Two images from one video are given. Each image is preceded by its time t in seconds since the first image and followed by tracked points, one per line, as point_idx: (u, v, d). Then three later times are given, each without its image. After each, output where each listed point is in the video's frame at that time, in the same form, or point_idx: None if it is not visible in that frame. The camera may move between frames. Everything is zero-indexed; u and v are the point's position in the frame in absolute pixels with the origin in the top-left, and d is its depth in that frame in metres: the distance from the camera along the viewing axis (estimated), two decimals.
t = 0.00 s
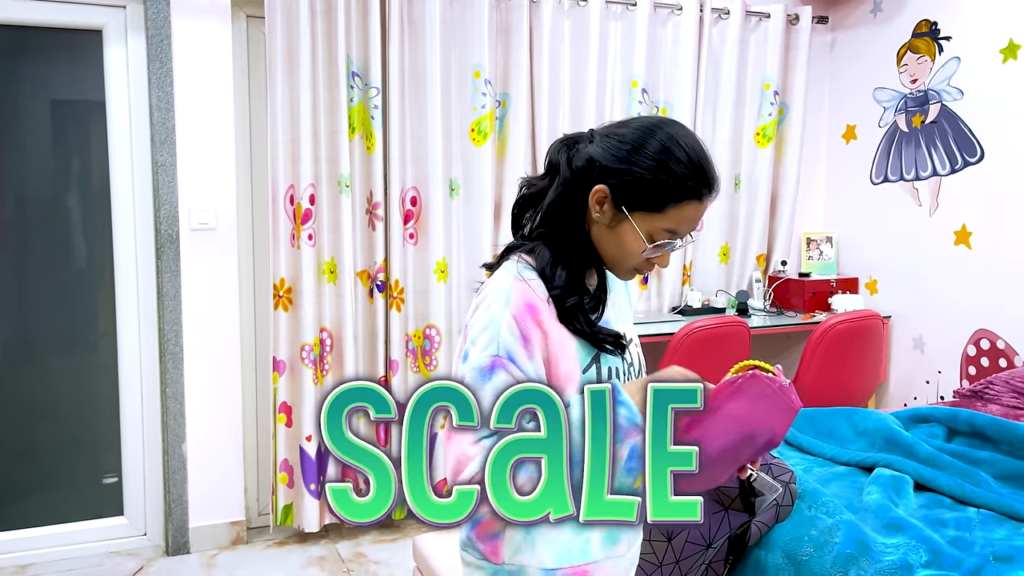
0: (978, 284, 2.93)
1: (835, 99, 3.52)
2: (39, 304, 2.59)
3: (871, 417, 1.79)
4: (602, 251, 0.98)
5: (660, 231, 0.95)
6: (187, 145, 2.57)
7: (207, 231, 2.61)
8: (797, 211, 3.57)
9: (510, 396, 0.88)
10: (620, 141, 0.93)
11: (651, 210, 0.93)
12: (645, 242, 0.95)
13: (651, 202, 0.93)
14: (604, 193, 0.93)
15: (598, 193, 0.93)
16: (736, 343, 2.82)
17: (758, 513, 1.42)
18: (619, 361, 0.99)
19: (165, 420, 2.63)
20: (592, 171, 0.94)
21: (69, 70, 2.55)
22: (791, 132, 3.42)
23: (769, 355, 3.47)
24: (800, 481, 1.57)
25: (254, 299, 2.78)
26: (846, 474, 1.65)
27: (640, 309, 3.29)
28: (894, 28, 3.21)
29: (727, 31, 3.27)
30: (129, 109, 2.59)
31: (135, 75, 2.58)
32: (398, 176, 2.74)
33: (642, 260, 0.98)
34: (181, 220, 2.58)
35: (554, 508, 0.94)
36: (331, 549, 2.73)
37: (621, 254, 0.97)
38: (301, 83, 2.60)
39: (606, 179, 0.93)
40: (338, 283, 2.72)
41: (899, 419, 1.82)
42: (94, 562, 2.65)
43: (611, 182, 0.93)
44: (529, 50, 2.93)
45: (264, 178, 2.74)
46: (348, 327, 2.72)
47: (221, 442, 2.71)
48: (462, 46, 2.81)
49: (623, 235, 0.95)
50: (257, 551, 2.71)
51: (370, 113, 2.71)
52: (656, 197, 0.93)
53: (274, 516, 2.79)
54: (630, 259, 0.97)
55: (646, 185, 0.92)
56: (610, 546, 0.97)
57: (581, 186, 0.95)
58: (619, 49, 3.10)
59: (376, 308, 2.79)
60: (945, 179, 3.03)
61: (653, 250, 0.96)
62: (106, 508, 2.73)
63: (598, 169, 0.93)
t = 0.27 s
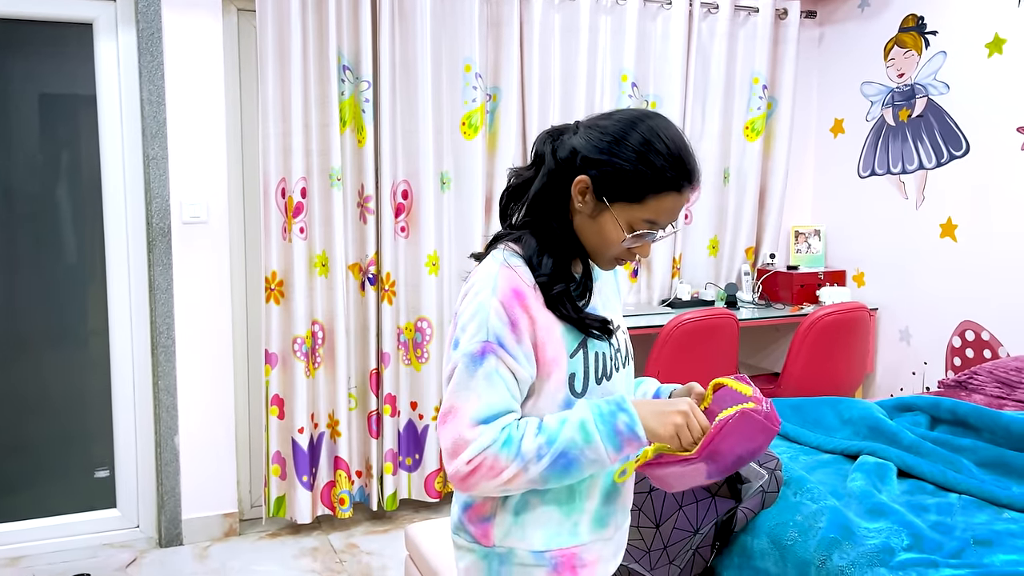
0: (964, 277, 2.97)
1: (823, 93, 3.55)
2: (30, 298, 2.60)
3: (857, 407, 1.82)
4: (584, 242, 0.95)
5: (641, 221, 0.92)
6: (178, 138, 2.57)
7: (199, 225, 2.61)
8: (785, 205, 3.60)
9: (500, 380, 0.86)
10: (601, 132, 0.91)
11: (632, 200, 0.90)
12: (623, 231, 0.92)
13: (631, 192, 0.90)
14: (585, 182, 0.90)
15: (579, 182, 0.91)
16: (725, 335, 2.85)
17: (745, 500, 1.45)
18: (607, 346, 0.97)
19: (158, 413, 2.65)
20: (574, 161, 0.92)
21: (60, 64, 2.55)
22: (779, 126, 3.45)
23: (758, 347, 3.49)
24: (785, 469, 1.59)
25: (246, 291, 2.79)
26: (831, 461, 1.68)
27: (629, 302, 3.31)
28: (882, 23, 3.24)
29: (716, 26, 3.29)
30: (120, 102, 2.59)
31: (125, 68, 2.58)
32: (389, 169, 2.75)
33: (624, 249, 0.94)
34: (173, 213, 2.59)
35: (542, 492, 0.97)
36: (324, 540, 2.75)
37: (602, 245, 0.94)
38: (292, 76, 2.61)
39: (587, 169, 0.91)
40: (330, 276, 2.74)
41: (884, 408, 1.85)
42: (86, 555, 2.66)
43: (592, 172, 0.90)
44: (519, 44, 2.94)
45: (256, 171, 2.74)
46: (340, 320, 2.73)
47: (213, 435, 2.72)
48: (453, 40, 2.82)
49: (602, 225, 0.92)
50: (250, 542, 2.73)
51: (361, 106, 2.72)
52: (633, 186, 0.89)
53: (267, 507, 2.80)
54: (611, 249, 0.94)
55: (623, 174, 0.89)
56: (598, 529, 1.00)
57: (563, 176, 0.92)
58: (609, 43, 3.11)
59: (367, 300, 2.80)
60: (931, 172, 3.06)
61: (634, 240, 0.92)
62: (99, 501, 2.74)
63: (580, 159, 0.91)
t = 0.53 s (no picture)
0: (945, 265, 3.01)
1: (809, 83, 3.58)
2: (17, 287, 2.60)
3: (838, 392, 1.85)
4: (562, 225, 0.96)
5: (615, 204, 0.93)
6: (165, 127, 2.57)
7: (186, 214, 2.62)
8: (771, 194, 3.63)
9: (494, 366, 0.87)
10: (576, 116, 0.92)
11: (606, 183, 0.91)
12: (600, 213, 0.93)
13: (605, 174, 0.91)
14: (561, 166, 0.91)
15: (555, 166, 0.92)
16: (711, 323, 2.88)
17: (728, 481, 1.47)
18: (590, 328, 0.99)
19: (147, 402, 2.65)
20: (550, 146, 0.93)
21: (46, 53, 2.55)
22: (765, 116, 3.47)
23: (744, 335, 3.53)
24: (768, 452, 1.62)
25: (234, 279, 2.79)
26: (813, 444, 1.71)
27: (617, 291, 3.34)
28: (866, 14, 3.26)
29: (703, 16, 3.30)
30: (106, 91, 2.59)
31: (112, 57, 2.58)
32: (377, 158, 2.76)
33: (600, 232, 0.95)
34: (160, 203, 2.59)
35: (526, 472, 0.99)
36: (314, 527, 2.77)
37: (579, 228, 0.95)
38: (280, 65, 2.61)
39: (562, 154, 0.92)
40: (318, 265, 2.75)
41: (865, 393, 1.88)
42: (76, 543, 2.67)
43: (567, 156, 0.91)
44: (507, 34, 2.95)
45: (243, 161, 2.75)
46: (329, 308, 2.74)
47: (202, 423, 2.73)
48: (440, 29, 2.82)
49: (579, 208, 0.94)
50: (240, 530, 2.75)
51: (349, 96, 2.73)
52: (608, 169, 0.90)
53: (256, 495, 2.82)
54: (588, 232, 0.95)
55: (597, 158, 0.90)
56: (581, 508, 1.02)
57: (540, 161, 0.94)
58: (596, 33, 3.13)
59: (356, 289, 2.81)
60: (914, 162, 3.10)
61: (609, 222, 0.94)
62: (88, 490, 2.75)
63: (555, 144, 0.92)
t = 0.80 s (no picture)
0: (935, 257, 3.03)
1: (800, 77, 3.59)
2: (9, 281, 2.60)
3: (827, 381, 1.87)
4: (541, 217, 0.97)
5: (592, 196, 0.93)
6: (158, 121, 2.57)
7: (179, 207, 2.62)
8: (763, 187, 3.65)
9: (480, 358, 0.88)
10: (551, 110, 0.92)
11: (582, 176, 0.91)
12: (577, 206, 0.93)
13: (580, 167, 0.91)
14: (538, 160, 0.91)
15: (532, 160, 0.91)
16: (703, 315, 2.90)
17: (717, 469, 1.49)
18: (575, 317, 1.00)
19: (141, 395, 2.66)
20: (526, 139, 0.93)
21: (37, 46, 2.55)
22: (756, 109, 3.49)
23: (736, 327, 3.55)
24: (757, 441, 1.64)
25: (227, 272, 2.80)
26: (802, 433, 1.73)
27: (609, 284, 3.35)
28: (857, 7, 3.28)
29: (694, 10, 3.31)
30: (98, 85, 2.59)
31: (104, 51, 2.58)
32: (370, 151, 2.77)
33: (579, 224, 0.96)
34: (153, 196, 2.59)
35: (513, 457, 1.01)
36: (308, 519, 2.78)
37: (557, 220, 0.95)
38: (272, 59, 2.61)
39: (538, 147, 0.92)
40: (311, 259, 2.75)
41: (853, 383, 1.90)
42: (70, 536, 2.68)
43: (542, 149, 0.91)
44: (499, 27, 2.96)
45: (236, 154, 2.75)
46: (322, 302, 2.75)
47: (196, 416, 2.74)
48: (432, 23, 2.82)
49: (557, 200, 0.94)
50: (234, 522, 2.76)
51: (341, 89, 2.73)
52: (581, 162, 0.90)
53: (251, 488, 2.83)
54: (566, 223, 0.95)
55: (571, 152, 0.90)
56: (569, 492, 1.04)
57: (518, 154, 0.94)
58: (588, 26, 3.13)
59: (349, 283, 2.82)
60: (905, 155, 3.12)
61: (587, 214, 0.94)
62: (83, 483, 2.76)
63: (531, 137, 0.92)
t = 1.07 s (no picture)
0: (926, 253, 3.06)
1: (793, 74, 3.61)
2: (7, 279, 2.62)
3: (814, 376, 1.90)
4: (518, 212, 0.99)
5: (562, 188, 0.95)
6: (154, 120, 2.60)
7: (176, 206, 2.64)
8: (756, 184, 3.67)
9: (452, 355, 0.92)
10: (520, 107, 0.94)
11: (549, 169, 0.93)
12: (548, 198, 0.95)
13: (548, 160, 0.93)
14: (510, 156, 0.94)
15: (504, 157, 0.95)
16: (695, 312, 2.93)
17: (703, 463, 1.52)
18: (555, 313, 1.03)
19: (138, 392, 2.69)
20: (498, 137, 0.96)
21: (33, 46, 2.57)
22: (749, 107, 3.51)
23: (729, 324, 3.57)
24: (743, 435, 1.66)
25: (223, 270, 2.82)
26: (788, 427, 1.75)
27: (603, 281, 3.37)
28: (848, 5, 3.30)
29: (687, 8, 3.34)
30: (95, 85, 2.61)
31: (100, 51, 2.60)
32: (365, 150, 2.79)
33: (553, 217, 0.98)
34: (150, 195, 2.61)
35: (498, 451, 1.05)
36: (304, 515, 2.81)
37: (532, 213, 0.98)
38: (267, 58, 2.63)
39: (508, 144, 0.94)
40: (306, 256, 2.78)
41: (840, 378, 1.93)
42: (69, 531, 2.71)
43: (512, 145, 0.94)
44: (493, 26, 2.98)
45: (231, 153, 2.77)
46: (318, 299, 2.77)
47: (193, 413, 2.76)
48: (426, 22, 2.84)
49: (530, 195, 0.96)
50: (231, 518, 2.78)
51: (336, 89, 2.75)
52: (549, 155, 0.93)
53: (247, 484, 2.86)
54: (541, 217, 0.97)
55: (540, 146, 0.93)
56: (552, 485, 1.08)
57: (491, 151, 0.97)
58: (581, 25, 3.15)
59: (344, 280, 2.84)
60: (896, 152, 3.14)
61: (558, 207, 0.96)
62: (81, 479, 2.79)
63: (502, 135, 0.95)
